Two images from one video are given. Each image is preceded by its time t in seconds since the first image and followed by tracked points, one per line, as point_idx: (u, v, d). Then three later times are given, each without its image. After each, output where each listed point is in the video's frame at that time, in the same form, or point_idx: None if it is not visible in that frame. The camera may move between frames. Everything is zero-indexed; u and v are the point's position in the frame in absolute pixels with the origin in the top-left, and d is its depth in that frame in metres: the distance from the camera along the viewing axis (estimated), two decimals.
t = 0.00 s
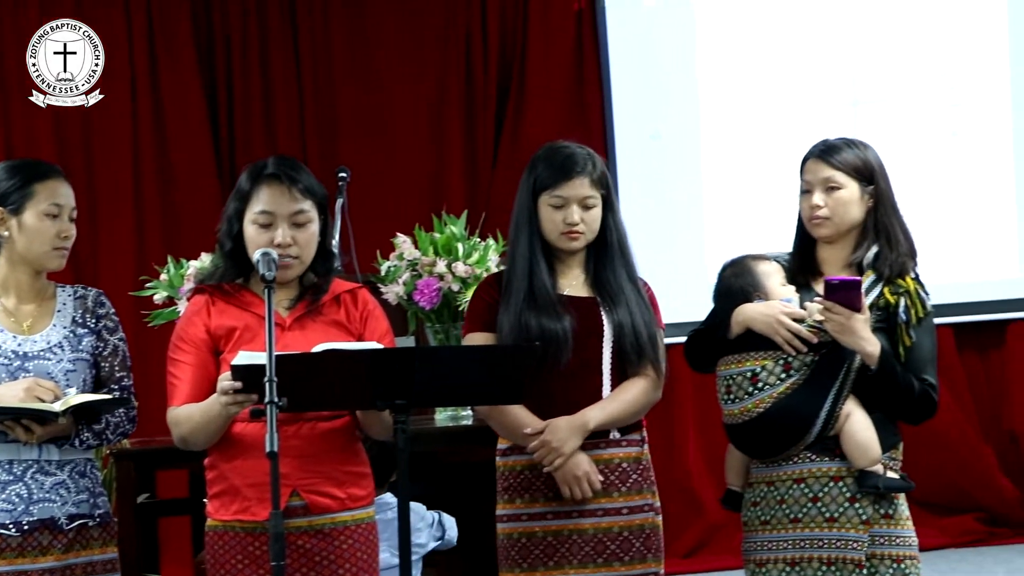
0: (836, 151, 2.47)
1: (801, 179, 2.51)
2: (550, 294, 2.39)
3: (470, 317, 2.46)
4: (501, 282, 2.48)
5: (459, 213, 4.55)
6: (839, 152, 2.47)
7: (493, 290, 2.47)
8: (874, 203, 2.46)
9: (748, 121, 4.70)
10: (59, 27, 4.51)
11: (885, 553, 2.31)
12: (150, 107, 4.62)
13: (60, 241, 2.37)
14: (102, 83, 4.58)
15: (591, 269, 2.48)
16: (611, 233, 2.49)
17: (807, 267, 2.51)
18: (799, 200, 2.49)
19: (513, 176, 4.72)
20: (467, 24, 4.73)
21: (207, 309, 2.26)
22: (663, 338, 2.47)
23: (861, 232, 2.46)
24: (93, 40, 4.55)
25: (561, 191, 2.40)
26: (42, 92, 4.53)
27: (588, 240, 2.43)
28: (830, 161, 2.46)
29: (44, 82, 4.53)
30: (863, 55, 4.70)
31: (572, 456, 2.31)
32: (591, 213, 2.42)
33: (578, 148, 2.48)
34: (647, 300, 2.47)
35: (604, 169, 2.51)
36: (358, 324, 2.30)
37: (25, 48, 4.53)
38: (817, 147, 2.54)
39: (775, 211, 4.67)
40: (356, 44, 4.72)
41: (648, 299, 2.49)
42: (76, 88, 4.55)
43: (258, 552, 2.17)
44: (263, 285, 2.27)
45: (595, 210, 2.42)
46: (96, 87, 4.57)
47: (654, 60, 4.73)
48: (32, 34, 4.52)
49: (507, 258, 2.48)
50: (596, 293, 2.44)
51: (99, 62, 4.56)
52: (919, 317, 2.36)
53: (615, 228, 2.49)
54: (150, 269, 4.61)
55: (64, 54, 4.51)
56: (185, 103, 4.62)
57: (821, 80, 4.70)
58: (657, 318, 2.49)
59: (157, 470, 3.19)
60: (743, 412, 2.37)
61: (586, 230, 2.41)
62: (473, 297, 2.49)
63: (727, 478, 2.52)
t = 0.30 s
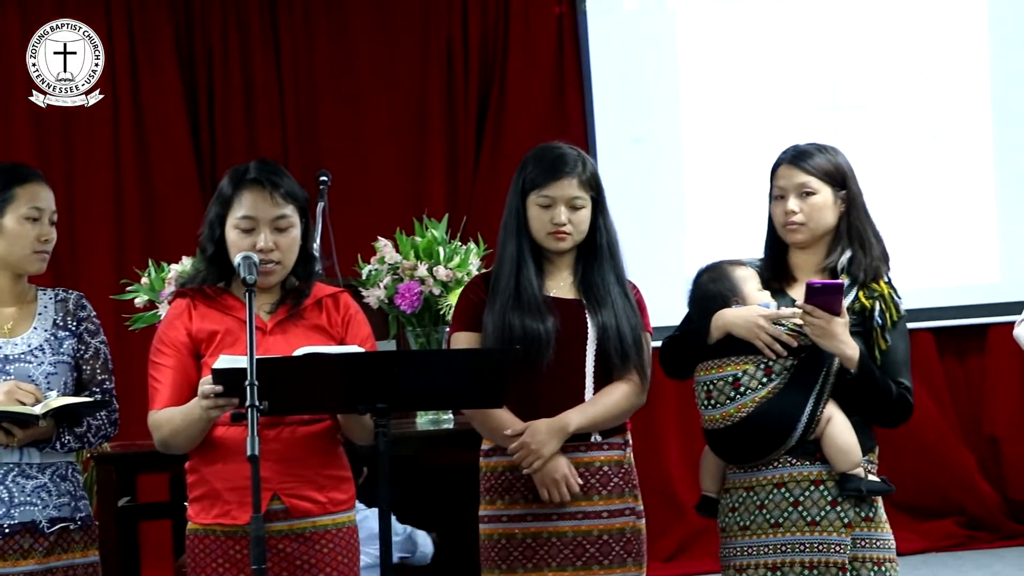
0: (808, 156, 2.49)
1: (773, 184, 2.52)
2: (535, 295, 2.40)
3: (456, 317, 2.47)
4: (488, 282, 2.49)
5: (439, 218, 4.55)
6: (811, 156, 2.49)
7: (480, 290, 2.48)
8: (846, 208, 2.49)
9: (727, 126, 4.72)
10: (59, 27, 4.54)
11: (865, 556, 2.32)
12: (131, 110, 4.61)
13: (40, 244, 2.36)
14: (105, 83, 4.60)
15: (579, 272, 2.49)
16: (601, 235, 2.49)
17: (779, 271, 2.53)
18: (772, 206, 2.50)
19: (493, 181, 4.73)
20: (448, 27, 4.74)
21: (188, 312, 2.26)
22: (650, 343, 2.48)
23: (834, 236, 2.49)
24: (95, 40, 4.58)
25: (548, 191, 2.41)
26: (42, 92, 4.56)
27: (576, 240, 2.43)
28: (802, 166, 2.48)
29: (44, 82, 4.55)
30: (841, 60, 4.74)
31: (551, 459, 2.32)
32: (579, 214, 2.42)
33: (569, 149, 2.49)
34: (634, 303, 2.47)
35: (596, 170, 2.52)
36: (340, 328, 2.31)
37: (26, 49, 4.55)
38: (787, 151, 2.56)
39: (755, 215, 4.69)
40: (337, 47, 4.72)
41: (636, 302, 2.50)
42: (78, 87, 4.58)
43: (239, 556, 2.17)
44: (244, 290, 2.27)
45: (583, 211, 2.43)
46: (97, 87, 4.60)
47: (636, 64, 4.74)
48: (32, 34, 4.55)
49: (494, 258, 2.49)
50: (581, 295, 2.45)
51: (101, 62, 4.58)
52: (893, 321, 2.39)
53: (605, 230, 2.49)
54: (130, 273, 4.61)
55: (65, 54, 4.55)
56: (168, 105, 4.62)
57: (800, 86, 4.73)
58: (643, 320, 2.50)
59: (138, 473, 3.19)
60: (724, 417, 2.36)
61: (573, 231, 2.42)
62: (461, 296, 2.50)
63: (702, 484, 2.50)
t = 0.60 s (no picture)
0: (808, 158, 2.49)
1: (772, 185, 2.51)
2: (540, 298, 2.40)
3: (463, 320, 2.48)
4: (494, 284, 2.49)
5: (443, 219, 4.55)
6: (811, 159, 2.49)
7: (486, 293, 2.49)
8: (845, 211, 2.49)
9: (731, 127, 4.72)
10: (59, 27, 4.57)
11: (870, 557, 2.29)
12: (134, 110, 4.62)
13: (44, 246, 2.37)
14: (100, 84, 4.62)
15: (585, 275, 2.48)
16: (607, 238, 2.48)
17: (779, 273, 2.51)
18: (772, 207, 2.49)
19: (497, 182, 4.73)
20: (451, 29, 4.73)
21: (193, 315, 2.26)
22: (656, 346, 2.47)
23: (833, 240, 2.48)
24: (92, 40, 4.60)
25: (553, 195, 2.41)
26: (43, 92, 4.59)
27: (580, 244, 2.43)
28: (803, 168, 2.48)
29: (44, 82, 4.59)
30: (846, 62, 4.73)
31: (554, 462, 2.32)
32: (584, 217, 2.42)
33: (574, 151, 2.49)
34: (640, 306, 2.47)
35: (603, 173, 2.51)
36: (344, 330, 2.31)
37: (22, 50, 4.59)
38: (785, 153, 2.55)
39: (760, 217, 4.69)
40: (341, 49, 4.73)
41: (642, 306, 2.50)
42: (74, 88, 4.60)
43: (243, 557, 2.17)
44: (248, 291, 2.27)
45: (587, 215, 2.42)
46: (94, 88, 4.62)
47: (639, 65, 4.75)
48: (32, 35, 4.58)
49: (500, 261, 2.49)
50: (586, 298, 2.44)
51: (96, 63, 4.60)
52: (892, 323, 2.38)
53: (612, 234, 2.48)
54: (135, 274, 4.62)
55: (62, 55, 4.58)
56: (173, 106, 4.63)
57: (804, 86, 4.72)
58: (649, 324, 2.49)
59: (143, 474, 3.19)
60: (730, 420, 2.34)
61: (577, 234, 2.41)
62: (467, 299, 2.51)
63: (702, 487, 2.48)
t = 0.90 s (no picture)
0: (798, 160, 2.49)
1: (762, 187, 2.51)
2: (530, 300, 2.40)
3: (455, 322, 2.48)
4: (485, 286, 2.49)
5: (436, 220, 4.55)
6: (801, 160, 2.49)
7: (477, 294, 2.49)
8: (835, 212, 2.49)
9: (724, 127, 4.73)
10: (59, 27, 4.56)
11: (863, 557, 2.29)
12: (127, 111, 4.61)
13: (36, 248, 2.36)
14: (103, 83, 4.61)
15: (576, 277, 2.48)
16: (598, 239, 2.48)
17: (770, 275, 2.52)
18: (762, 209, 2.48)
19: (489, 183, 4.72)
20: (444, 30, 4.72)
21: (184, 317, 2.26)
22: (647, 347, 2.47)
23: (823, 240, 2.49)
24: (94, 40, 4.59)
25: (543, 197, 2.41)
26: (42, 92, 4.58)
27: (571, 245, 2.42)
28: (793, 169, 2.48)
29: (43, 82, 4.57)
30: (838, 61, 4.74)
31: (543, 464, 2.32)
32: (574, 219, 2.41)
33: (565, 153, 2.49)
34: (630, 307, 2.47)
35: (594, 174, 2.51)
36: (336, 332, 2.31)
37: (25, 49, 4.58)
38: (775, 155, 2.55)
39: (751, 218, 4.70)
40: (334, 50, 4.73)
41: (633, 307, 2.49)
42: (77, 87, 4.60)
43: (235, 561, 2.16)
44: (240, 293, 2.27)
45: (578, 217, 2.42)
46: (97, 87, 4.61)
47: (632, 65, 4.75)
48: (32, 35, 4.57)
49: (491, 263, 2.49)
50: (576, 300, 2.44)
51: (100, 62, 4.59)
52: (882, 324, 2.38)
53: (602, 235, 2.48)
54: (127, 275, 4.62)
55: (64, 54, 4.56)
56: (166, 107, 4.62)
57: (797, 87, 4.73)
58: (640, 325, 2.49)
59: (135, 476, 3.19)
60: (722, 421, 2.34)
61: (567, 236, 2.41)
62: (460, 301, 2.51)
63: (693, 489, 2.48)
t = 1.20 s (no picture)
0: (780, 162, 2.50)
1: (745, 190, 2.52)
2: (509, 302, 2.40)
3: (435, 324, 2.47)
4: (464, 288, 2.49)
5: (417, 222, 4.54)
6: (783, 162, 2.50)
7: (456, 296, 2.49)
8: (817, 213, 2.50)
9: (704, 130, 4.75)
10: (60, 27, 4.55)
11: (844, 559, 2.31)
12: (108, 111, 4.60)
13: (16, 249, 2.35)
14: (104, 83, 4.60)
15: (554, 278, 2.49)
16: (576, 241, 2.48)
17: (753, 276, 2.53)
18: (745, 211, 2.49)
19: (472, 184, 4.72)
20: (426, 31, 4.72)
21: (166, 319, 2.25)
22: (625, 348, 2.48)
23: (805, 242, 2.50)
24: (94, 40, 4.57)
25: (521, 199, 2.41)
26: (42, 92, 4.57)
27: (549, 247, 2.43)
28: (775, 171, 2.49)
29: (43, 82, 4.57)
30: (819, 63, 4.77)
31: (523, 465, 2.32)
32: (552, 221, 2.42)
33: (543, 155, 2.49)
34: (609, 308, 2.47)
35: (573, 176, 2.51)
36: (318, 333, 2.31)
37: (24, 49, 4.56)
38: (758, 157, 2.56)
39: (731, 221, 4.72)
40: (315, 50, 4.72)
41: (612, 308, 2.50)
42: (76, 87, 4.58)
43: (217, 562, 2.16)
44: (221, 294, 2.27)
45: (555, 218, 2.42)
46: (97, 87, 4.60)
47: (614, 66, 4.75)
48: (31, 35, 4.56)
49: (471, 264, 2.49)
50: (555, 301, 2.44)
51: (100, 62, 4.58)
52: (865, 325, 2.40)
53: (580, 236, 2.49)
54: (108, 276, 4.60)
55: (64, 54, 4.55)
56: (148, 108, 4.60)
57: (777, 90, 4.75)
58: (619, 326, 2.50)
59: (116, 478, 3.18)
60: (705, 423, 2.34)
61: (545, 237, 2.41)
62: (439, 302, 2.51)
63: (677, 490, 2.50)
